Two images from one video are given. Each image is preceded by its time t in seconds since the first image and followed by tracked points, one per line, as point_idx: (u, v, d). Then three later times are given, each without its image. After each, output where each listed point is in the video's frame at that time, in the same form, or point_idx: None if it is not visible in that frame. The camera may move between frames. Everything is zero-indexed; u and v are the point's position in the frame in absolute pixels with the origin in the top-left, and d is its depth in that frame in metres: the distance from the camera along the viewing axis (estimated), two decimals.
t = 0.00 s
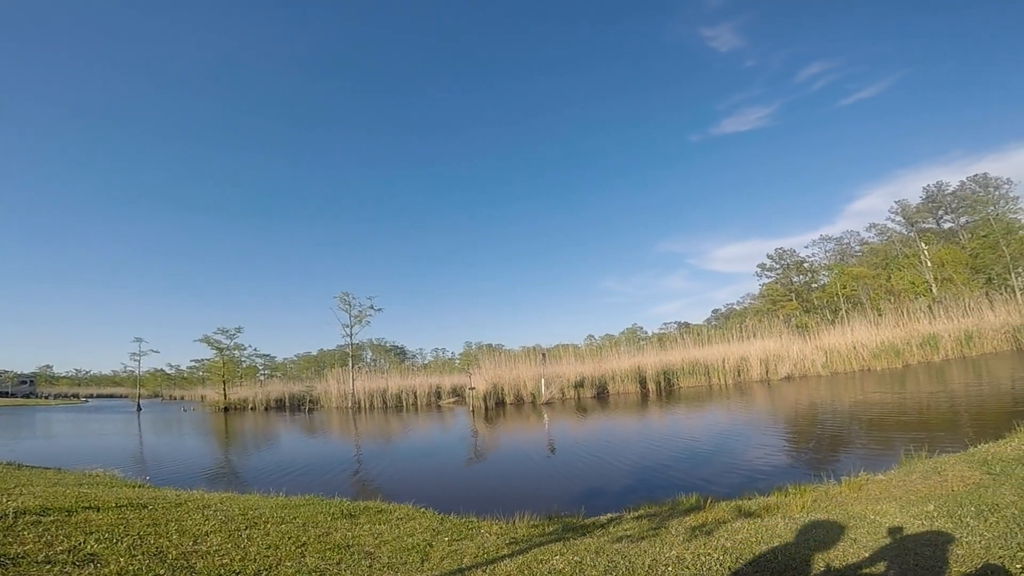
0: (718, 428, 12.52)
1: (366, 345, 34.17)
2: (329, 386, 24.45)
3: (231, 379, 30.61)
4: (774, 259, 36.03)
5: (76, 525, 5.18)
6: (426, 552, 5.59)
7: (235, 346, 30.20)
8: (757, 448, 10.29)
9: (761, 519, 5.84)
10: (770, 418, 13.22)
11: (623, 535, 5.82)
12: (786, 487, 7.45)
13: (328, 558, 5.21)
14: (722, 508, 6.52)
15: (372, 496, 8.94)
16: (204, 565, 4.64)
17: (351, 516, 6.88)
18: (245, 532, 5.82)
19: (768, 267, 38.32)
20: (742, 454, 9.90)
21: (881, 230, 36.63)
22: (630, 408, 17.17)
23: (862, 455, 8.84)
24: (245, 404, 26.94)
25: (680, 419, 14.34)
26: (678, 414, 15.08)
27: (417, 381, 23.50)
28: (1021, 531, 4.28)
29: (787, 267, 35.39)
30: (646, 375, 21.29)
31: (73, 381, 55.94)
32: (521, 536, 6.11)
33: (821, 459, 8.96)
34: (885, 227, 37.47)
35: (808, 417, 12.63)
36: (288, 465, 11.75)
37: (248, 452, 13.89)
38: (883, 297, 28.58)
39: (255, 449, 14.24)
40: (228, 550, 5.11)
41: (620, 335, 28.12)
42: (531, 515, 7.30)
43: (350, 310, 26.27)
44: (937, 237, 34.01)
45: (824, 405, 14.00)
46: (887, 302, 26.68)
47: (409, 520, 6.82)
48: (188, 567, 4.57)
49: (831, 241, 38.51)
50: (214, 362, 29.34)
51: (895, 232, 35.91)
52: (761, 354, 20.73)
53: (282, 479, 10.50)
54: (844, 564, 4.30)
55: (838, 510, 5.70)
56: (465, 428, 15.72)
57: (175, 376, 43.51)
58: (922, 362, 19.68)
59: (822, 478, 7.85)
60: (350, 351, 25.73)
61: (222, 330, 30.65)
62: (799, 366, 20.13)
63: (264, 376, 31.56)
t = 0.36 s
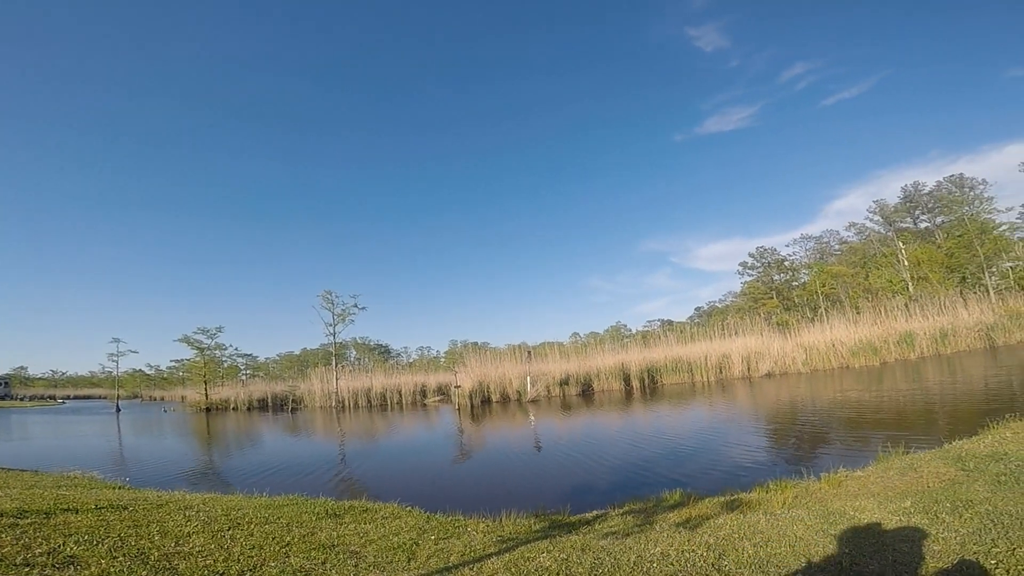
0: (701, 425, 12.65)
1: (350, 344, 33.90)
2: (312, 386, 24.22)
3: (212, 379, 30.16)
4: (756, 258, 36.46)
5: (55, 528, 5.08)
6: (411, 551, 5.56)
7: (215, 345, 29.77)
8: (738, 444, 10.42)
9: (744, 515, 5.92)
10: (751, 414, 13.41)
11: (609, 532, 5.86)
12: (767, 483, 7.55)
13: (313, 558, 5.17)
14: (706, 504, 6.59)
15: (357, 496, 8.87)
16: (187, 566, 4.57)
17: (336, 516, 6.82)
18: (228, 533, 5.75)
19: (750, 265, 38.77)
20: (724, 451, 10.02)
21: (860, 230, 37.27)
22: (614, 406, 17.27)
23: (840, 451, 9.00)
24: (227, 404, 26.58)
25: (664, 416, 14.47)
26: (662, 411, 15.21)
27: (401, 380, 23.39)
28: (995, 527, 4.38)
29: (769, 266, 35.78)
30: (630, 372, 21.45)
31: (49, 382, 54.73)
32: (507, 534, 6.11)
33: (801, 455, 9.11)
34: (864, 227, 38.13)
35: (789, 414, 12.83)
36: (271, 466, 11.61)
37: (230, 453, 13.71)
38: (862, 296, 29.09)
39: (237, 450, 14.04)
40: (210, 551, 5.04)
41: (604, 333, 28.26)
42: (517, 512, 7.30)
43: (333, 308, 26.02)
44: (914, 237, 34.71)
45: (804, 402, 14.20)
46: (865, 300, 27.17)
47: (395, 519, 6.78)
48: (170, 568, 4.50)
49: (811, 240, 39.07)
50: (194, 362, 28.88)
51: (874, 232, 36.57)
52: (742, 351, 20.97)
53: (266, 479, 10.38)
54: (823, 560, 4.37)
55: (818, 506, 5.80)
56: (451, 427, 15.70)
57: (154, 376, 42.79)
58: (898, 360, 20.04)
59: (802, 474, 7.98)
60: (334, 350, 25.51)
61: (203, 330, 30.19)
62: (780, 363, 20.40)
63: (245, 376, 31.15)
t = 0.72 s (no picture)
0: (663, 418, 12.90)
1: (312, 333, 33.16)
2: (272, 376, 23.60)
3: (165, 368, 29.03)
4: (719, 256, 37.32)
5: None
6: (376, 544, 5.46)
7: (168, 334, 28.62)
8: (698, 437, 10.65)
9: (703, 506, 6.01)
10: (709, 408, 13.74)
11: (574, 523, 5.88)
12: (723, 476, 7.72)
13: (273, 553, 5.00)
14: (667, 496, 6.70)
15: (319, 489, 8.66)
16: (139, 563, 4.36)
17: (297, 510, 6.63)
18: (183, 528, 5.50)
19: (712, 263, 39.67)
20: (685, 443, 10.21)
21: (817, 232, 38.58)
22: (579, 398, 17.45)
23: (792, 445, 9.30)
24: (181, 394, 25.65)
25: (627, 408, 14.70)
26: (626, 404, 15.43)
27: (365, 371, 23.06)
28: (933, 520, 4.54)
29: (730, 264, 36.63)
30: (595, 365, 21.69)
31: None
32: (473, 526, 6.06)
33: (756, 448, 9.37)
34: (820, 229, 39.47)
35: (745, 408, 13.21)
36: (229, 458, 11.23)
37: (184, 445, 13.22)
38: (816, 296, 30.16)
39: (192, 442, 13.54)
40: (164, 547, 4.81)
41: (569, 326, 28.45)
42: (484, 504, 7.27)
43: (295, 296, 25.32)
44: (867, 241, 36.12)
45: (762, 397, 14.62)
46: (819, 300, 28.22)
47: (358, 512, 6.64)
48: (121, 566, 4.28)
49: (771, 240, 40.22)
50: (145, 350, 27.72)
51: (830, 234, 37.89)
52: (702, 346, 21.45)
53: (223, 472, 10.03)
54: (777, 551, 4.46)
55: (771, 499, 5.94)
56: (416, 418, 15.58)
57: (103, 365, 40.99)
58: (848, 357, 20.83)
59: (757, 467, 8.19)
60: (294, 340, 24.88)
61: (155, 317, 28.98)
62: (738, 358, 20.94)
63: (200, 366, 30.08)
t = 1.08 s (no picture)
0: (608, 406, 13.11)
1: (251, 314, 31.80)
2: (206, 357, 22.50)
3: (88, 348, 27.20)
4: (667, 250, 38.31)
5: None
6: (318, 532, 5.22)
7: (93, 310, 26.79)
8: (641, 426, 10.82)
9: (643, 493, 5.88)
10: (653, 397, 14.05)
11: (523, 510, 5.82)
12: (663, 464, 7.81)
13: (206, 541, 4.70)
14: (611, 483, 6.71)
15: (256, 475, 8.27)
16: (55, 554, 4.01)
17: (232, 497, 6.28)
18: (105, 516, 5.11)
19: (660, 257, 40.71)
20: (628, 432, 10.35)
21: (760, 231, 40.17)
22: (529, 385, 17.53)
23: (729, 435, 9.59)
24: (105, 375, 24.13)
25: (575, 396, 14.85)
26: (574, 392, 15.60)
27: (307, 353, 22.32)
28: (851, 511, 4.53)
29: (677, 259, 37.62)
30: (545, 353, 21.83)
31: None
32: (420, 514, 5.89)
33: (695, 438, 9.59)
34: (762, 228, 41.13)
35: (686, 398, 13.60)
36: (158, 444, 10.58)
37: (108, 429, 12.39)
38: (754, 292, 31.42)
39: (118, 426, 12.71)
40: (84, 536, 4.45)
41: (520, 313, 28.48)
42: (431, 491, 7.11)
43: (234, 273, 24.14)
44: (805, 242, 37.88)
45: (702, 388, 15.05)
46: (757, 296, 29.43)
47: (299, 499, 6.35)
48: (35, 559, 3.93)
49: (717, 236, 41.56)
50: (66, 328, 25.84)
51: (771, 234, 39.51)
52: (647, 337, 21.90)
53: (151, 458, 9.44)
54: (711, 539, 4.31)
55: (706, 487, 5.85)
56: (362, 403, 15.26)
57: (18, 343, 38.05)
58: (781, 352, 21.80)
59: (696, 455, 8.37)
60: (233, 320, 23.77)
61: (78, 292, 27.03)
62: (680, 350, 21.53)
63: (128, 346, 28.35)
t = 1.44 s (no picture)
0: (534, 387, 13.31)
1: (152, 291, 29.37)
2: (100, 338, 20.58)
3: None
4: (591, 234, 39.27)
5: None
6: (231, 521, 4.90)
7: None
8: (565, 406, 11.04)
9: (568, 474, 5.89)
10: (576, 378, 14.39)
11: (451, 493, 5.75)
12: (585, 444, 7.94)
13: (104, 535, 4.31)
14: (536, 464, 6.70)
15: (161, 464, 7.67)
16: None
17: (133, 487, 5.77)
18: None
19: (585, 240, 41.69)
20: (553, 412, 10.51)
21: (679, 218, 42.00)
22: (457, 366, 17.48)
23: (646, 415, 9.98)
24: None
25: (502, 377, 14.97)
26: (501, 373, 15.72)
27: (216, 334, 20.97)
28: (755, 489, 4.70)
29: (600, 243, 38.55)
30: (474, 333, 21.80)
31: None
32: (342, 500, 5.67)
33: (616, 418, 9.89)
34: (681, 216, 43.02)
35: (607, 378, 14.05)
36: (43, 433, 9.57)
37: None
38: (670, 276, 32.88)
39: None
40: None
41: (446, 293, 28.19)
42: (355, 476, 6.87)
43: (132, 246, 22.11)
44: (718, 230, 40.05)
45: (622, 369, 15.61)
46: (674, 280, 30.85)
47: (207, 489, 5.92)
48: None
49: (639, 222, 43.04)
50: None
51: (688, 222, 41.42)
52: (571, 319, 22.36)
53: (36, 449, 8.52)
54: (631, 519, 4.30)
55: (625, 466, 5.89)
56: (279, 386, 14.59)
57: None
58: (693, 334, 23.02)
59: (617, 434, 8.62)
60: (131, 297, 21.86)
61: None
62: (601, 331, 22.19)
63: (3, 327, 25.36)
